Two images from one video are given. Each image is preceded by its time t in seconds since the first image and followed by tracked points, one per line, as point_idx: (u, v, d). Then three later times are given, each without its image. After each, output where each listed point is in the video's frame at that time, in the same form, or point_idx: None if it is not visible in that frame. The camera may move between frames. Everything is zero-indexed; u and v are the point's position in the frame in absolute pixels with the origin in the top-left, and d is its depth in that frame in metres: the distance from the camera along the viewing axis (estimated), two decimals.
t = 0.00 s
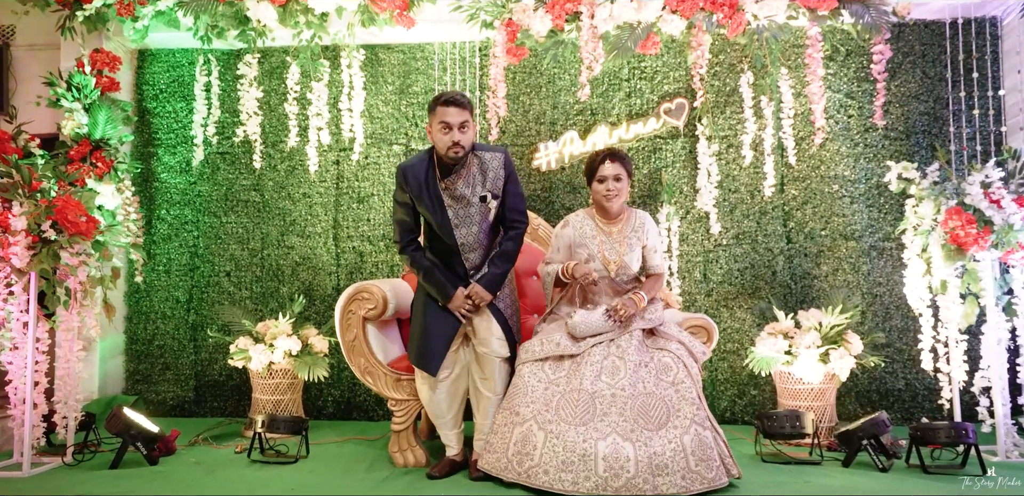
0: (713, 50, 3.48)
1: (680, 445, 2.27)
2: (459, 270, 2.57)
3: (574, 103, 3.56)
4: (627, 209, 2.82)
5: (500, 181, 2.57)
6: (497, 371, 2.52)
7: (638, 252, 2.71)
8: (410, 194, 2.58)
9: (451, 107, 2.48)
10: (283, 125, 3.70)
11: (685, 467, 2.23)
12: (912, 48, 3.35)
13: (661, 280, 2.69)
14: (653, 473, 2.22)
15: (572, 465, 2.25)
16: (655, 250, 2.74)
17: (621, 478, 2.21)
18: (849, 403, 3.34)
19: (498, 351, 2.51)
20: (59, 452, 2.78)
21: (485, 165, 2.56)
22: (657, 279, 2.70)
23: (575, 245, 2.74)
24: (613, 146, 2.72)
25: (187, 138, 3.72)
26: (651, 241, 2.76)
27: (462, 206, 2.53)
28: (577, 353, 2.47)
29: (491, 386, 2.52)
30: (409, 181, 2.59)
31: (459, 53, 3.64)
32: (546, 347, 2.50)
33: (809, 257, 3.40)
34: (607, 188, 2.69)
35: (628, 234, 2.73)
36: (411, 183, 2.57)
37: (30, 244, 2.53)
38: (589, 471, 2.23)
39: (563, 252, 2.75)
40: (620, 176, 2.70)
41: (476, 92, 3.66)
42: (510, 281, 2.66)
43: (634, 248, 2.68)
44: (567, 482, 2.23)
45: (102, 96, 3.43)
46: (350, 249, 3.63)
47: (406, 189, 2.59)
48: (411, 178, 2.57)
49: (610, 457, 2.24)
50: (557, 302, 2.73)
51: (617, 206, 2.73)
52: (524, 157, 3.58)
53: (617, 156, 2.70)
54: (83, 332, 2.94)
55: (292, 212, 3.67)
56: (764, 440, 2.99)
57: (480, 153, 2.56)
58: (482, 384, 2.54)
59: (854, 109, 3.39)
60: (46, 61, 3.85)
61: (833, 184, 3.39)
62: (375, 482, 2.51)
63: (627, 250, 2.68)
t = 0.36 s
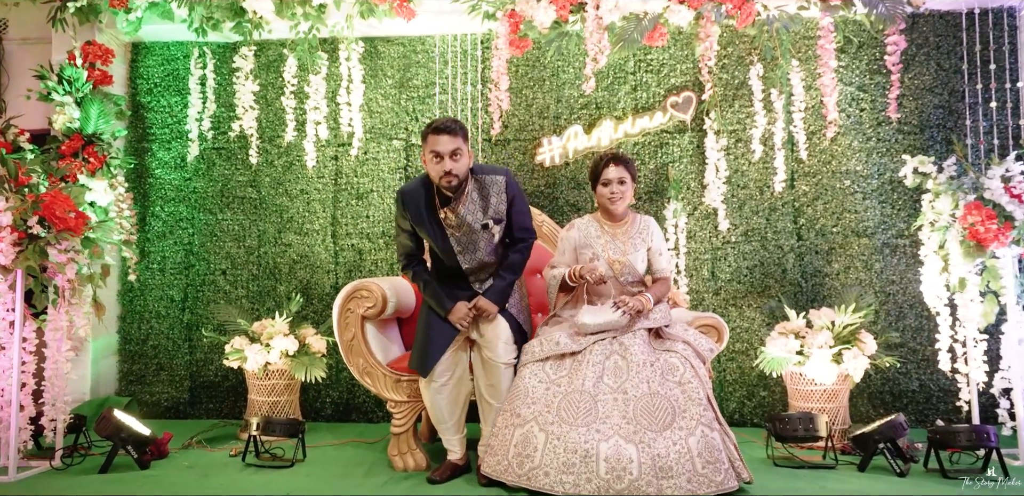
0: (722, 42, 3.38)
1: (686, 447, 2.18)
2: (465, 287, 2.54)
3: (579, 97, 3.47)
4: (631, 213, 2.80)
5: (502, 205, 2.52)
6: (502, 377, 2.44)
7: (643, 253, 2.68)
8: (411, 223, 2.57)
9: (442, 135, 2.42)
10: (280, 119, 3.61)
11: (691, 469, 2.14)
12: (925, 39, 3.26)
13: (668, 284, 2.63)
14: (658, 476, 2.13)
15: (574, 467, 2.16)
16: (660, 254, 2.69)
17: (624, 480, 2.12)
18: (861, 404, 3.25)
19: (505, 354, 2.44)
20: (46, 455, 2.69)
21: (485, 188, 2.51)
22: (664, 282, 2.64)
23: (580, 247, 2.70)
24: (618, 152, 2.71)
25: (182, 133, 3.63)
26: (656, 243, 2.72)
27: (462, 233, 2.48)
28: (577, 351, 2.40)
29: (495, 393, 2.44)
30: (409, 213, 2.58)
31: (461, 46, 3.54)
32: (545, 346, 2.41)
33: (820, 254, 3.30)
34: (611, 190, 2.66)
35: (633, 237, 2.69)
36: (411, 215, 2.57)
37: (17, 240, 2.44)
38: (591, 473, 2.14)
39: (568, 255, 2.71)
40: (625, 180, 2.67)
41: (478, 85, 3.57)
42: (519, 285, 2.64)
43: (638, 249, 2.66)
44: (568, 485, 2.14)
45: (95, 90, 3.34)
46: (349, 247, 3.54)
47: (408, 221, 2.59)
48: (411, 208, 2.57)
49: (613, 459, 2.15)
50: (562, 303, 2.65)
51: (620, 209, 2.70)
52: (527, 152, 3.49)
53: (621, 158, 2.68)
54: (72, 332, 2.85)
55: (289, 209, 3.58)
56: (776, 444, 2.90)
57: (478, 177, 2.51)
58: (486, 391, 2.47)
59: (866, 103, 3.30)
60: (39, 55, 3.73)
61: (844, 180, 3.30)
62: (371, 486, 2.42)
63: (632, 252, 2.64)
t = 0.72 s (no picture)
0: (728, 34, 3.29)
1: (694, 453, 2.08)
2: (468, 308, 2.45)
3: (581, 91, 3.38)
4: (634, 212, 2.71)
5: (507, 237, 2.44)
6: (502, 385, 2.34)
7: (646, 251, 2.59)
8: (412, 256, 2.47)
9: (445, 177, 2.29)
10: (274, 115, 3.52)
11: (699, 476, 2.04)
12: (938, 31, 3.16)
13: (670, 285, 2.55)
14: (665, 484, 2.03)
15: (577, 474, 2.06)
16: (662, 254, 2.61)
17: (630, 488, 2.03)
18: (871, 407, 3.15)
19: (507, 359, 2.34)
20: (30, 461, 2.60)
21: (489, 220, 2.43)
22: (667, 283, 2.56)
23: (582, 245, 2.61)
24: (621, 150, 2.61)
25: (174, 129, 3.54)
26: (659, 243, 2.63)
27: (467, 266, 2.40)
28: (580, 352, 2.31)
29: (495, 401, 2.35)
30: (410, 248, 2.47)
31: (459, 39, 3.45)
32: (547, 349, 2.33)
33: (829, 253, 3.21)
34: (614, 189, 2.56)
35: (637, 236, 2.61)
36: (412, 250, 2.46)
37: None
38: (595, 481, 2.05)
39: (570, 253, 2.64)
40: (629, 179, 2.57)
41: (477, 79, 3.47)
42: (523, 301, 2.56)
43: (642, 248, 2.58)
44: (571, 493, 2.05)
45: (84, 84, 3.24)
46: (344, 246, 3.45)
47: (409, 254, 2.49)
48: (411, 240, 2.46)
49: (618, 466, 2.06)
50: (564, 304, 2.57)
51: (623, 208, 2.60)
52: (527, 148, 3.39)
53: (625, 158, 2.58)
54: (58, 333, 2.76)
55: (283, 207, 3.48)
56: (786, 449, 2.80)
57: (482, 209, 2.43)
58: (486, 400, 2.37)
59: (876, 96, 3.20)
60: (29, 50, 3.62)
61: (854, 176, 3.20)
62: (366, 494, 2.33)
63: (635, 251, 2.56)
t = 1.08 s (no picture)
0: (735, 27, 3.17)
1: (703, 465, 1.96)
2: (468, 322, 2.37)
3: (582, 86, 3.26)
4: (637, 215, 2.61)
5: (507, 256, 2.39)
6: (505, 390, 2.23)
7: (650, 254, 2.48)
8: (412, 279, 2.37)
9: (455, 207, 2.19)
10: (266, 110, 3.41)
11: (708, 490, 1.93)
12: (953, 23, 3.05)
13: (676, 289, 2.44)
14: None
15: (579, 488, 1.94)
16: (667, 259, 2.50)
17: None
18: (883, 412, 3.04)
19: (510, 365, 2.24)
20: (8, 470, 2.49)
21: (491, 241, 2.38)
22: (672, 287, 2.45)
23: (585, 248, 2.51)
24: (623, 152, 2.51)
25: (162, 126, 3.43)
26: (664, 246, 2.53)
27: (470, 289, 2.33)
28: (583, 357, 2.21)
29: (495, 409, 2.24)
30: (410, 273, 2.37)
31: (457, 33, 3.34)
32: (550, 355, 2.25)
33: (839, 253, 3.10)
34: (615, 193, 2.46)
35: (641, 238, 2.50)
36: (413, 276, 2.36)
37: None
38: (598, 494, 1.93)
39: (572, 256, 2.53)
40: (631, 183, 2.47)
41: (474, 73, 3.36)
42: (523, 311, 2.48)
43: (646, 251, 2.47)
44: None
45: (68, 79, 3.12)
46: (338, 247, 3.34)
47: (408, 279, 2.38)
48: (411, 264, 2.36)
49: (622, 478, 1.94)
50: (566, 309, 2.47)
51: (626, 211, 2.50)
52: (527, 145, 3.28)
53: (627, 160, 2.48)
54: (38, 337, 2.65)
55: (275, 206, 3.38)
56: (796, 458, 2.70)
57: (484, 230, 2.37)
58: (486, 407, 2.26)
59: (888, 91, 3.09)
60: (12, 44, 3.51)
61: (865, 174, 3.09)
62: None
63: (639, 254, 2.45)
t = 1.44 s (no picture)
0: (742, 20, 3.07)
1: (714, 477, 1.84)
2: (469, 327, 2.28)
3: (584, 81, 3.16)
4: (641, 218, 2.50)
5: (508, 256, 2.33)
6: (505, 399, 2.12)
7: (655, 256, 2.37)
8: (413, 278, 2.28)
9: (463, 197, 2.13)
10: (257, 107, 3.31)
11: None
12: (969, 16, 2.94)
13: (686, 292, 2.31)
14: None
15: None
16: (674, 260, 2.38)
17: None
18: (896, 419, 2.94)
19: (512, 371, 2.14)
20: None
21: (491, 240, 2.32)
22: (681, 290, 2.32)
23: (586, 253, 2.41)
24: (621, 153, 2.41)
25: (151, 123, 3.33)
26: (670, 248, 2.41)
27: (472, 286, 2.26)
28: (586, 362, 2.11)
29: (495, 418, 2.13)
30: (412, 271, 2.28)
31: (455, 27, 3.23)
32: (552, 360, 2.14)
33: (850, 254, 2.99)
34: (615, 197, 2.36)
35: (644, 241, 2.39)
36: (416, 272, 2.28)
37: None
38: None
39: (574, 261, 2.43)
40: (631, 185, 2.36)
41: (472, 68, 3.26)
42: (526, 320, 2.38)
43: (650, 254, 2.36)
44: None
45: (53, 74, 2.97)
46: (332, 247, 3.24)
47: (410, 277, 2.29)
48: (412, 261, 2.28)
49: (629, 490, 1.81)
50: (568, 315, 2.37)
51: (627, 213, 2.39)
52: (527, 142, 3.18)
53: (627, 160, 2.37)
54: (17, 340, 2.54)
55: (267, 205, 3.27)
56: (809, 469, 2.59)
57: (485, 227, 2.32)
58: (485, 416, 2.15)
59: (902, 86, 2.98)
60: None
61: (878, 172, 2.98)
62: None
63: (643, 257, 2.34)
